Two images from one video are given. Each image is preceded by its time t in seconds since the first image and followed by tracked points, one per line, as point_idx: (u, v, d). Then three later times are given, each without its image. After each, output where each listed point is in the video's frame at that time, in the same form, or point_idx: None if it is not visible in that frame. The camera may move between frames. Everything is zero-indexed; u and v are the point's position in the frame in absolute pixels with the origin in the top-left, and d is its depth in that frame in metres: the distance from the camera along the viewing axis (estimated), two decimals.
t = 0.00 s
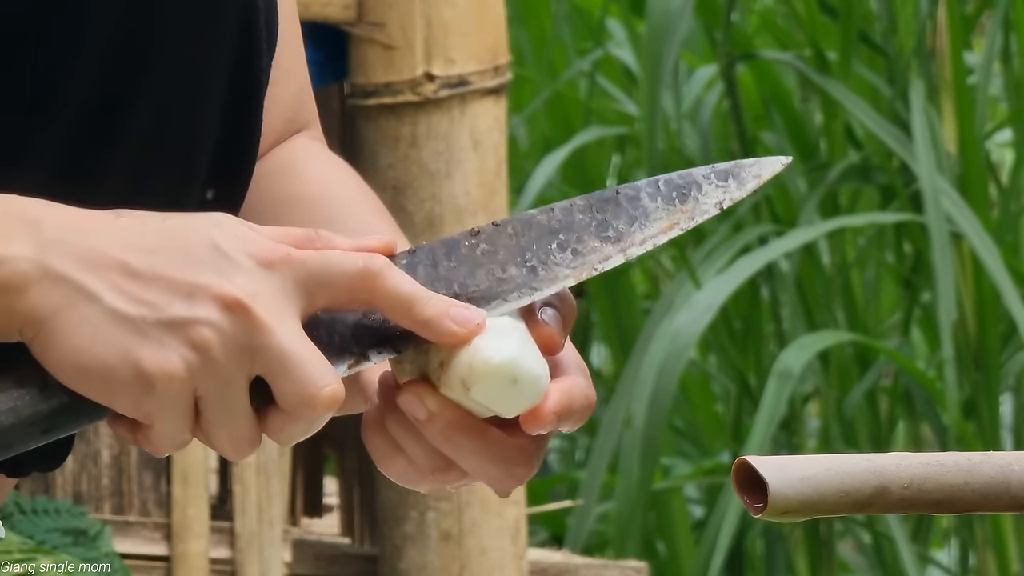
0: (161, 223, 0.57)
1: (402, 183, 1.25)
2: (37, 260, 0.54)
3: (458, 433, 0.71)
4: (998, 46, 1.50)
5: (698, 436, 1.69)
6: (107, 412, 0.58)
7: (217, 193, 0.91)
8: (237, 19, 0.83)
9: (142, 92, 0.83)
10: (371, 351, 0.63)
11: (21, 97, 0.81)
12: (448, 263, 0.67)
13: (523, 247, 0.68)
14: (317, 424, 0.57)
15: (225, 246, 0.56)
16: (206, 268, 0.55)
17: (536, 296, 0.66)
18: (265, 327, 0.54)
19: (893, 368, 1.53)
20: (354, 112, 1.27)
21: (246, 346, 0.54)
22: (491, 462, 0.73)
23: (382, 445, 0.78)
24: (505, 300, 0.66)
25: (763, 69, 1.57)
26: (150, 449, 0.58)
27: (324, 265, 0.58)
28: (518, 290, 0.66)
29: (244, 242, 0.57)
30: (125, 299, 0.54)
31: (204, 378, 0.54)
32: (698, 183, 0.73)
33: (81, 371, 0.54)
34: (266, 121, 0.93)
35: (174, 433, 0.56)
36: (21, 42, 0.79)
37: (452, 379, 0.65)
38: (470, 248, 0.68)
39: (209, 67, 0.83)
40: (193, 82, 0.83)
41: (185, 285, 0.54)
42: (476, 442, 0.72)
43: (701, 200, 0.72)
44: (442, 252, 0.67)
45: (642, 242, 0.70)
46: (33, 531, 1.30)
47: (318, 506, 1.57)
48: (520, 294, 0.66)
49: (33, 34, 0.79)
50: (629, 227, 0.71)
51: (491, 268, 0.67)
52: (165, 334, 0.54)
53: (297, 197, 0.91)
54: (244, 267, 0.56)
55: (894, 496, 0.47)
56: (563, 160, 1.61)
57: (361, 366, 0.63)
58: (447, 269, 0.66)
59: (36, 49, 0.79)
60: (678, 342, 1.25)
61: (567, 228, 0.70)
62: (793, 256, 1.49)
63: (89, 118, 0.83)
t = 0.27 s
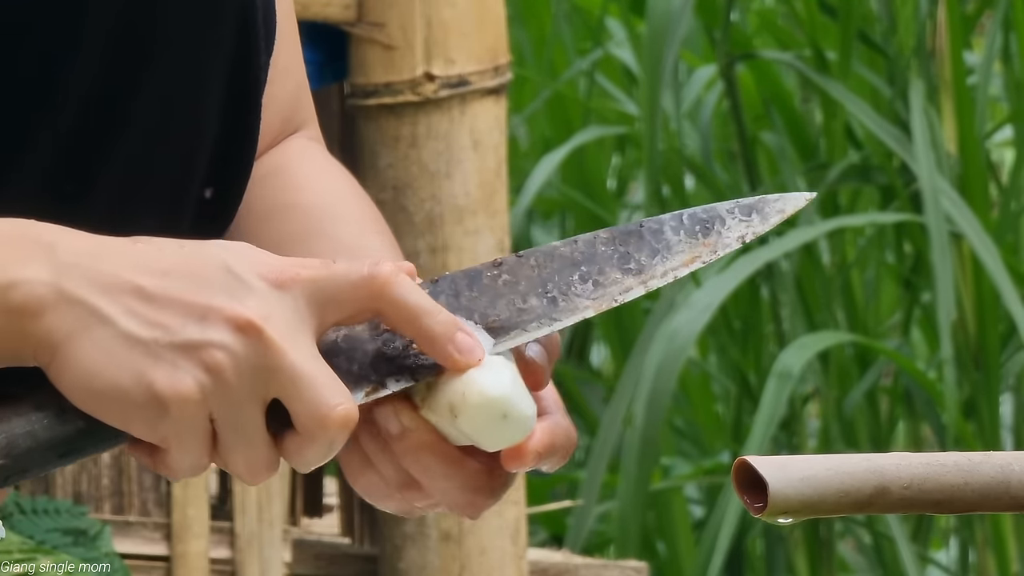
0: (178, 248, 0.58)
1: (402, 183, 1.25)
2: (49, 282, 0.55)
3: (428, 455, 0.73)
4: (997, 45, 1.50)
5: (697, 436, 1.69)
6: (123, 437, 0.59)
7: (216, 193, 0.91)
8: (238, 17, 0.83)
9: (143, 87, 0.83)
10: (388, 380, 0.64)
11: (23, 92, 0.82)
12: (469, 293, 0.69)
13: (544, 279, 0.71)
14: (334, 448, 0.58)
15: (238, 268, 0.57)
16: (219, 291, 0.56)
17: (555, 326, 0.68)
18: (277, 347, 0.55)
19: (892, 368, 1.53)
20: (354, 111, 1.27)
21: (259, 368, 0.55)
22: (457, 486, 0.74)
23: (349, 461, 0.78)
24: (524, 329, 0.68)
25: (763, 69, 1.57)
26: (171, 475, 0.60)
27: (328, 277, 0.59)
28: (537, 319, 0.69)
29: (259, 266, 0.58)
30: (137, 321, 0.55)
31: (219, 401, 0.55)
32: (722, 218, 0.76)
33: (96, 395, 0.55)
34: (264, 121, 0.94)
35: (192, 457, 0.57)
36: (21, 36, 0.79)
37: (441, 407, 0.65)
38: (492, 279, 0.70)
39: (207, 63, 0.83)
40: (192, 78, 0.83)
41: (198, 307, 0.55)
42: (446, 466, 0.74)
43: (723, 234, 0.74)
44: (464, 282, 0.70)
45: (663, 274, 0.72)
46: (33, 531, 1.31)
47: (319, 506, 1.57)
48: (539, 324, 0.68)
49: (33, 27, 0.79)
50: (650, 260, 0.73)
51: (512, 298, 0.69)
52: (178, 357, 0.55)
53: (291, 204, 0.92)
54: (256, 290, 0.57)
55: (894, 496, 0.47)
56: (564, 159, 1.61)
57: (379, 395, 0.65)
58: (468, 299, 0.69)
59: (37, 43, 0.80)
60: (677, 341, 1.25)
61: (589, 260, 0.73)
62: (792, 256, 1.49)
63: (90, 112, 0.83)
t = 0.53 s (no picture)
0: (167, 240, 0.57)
1: (401, 183, 1.25)
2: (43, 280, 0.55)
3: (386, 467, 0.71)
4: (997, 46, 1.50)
5: (698, 436, 1.69)
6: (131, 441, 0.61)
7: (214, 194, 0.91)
8: (236, 16, 0.82)
9: (142, 84, 0.83)
10: (389, 391, 0.63)
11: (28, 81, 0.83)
12: (459, 269, 0.64)
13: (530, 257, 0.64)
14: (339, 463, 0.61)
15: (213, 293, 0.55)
16: (208, 271, 0.56)
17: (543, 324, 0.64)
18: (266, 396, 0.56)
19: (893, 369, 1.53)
20: (354, 112, 1.27)
21: (286, 335, 0.56)
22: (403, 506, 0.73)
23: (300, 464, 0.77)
24: (514, 329, 0.64)
25: (763, 69, 1.57)
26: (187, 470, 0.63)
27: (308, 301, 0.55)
28: (524, 316, 0.64)
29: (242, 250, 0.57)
30: (125, 374, 0.56)
31: (219, 402, 0.56)
32: (700, 181, 0.63)
33: (103, 413, 0.57)
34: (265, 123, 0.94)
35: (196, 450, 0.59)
36: (28, 26, 0.81)
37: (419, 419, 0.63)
38: (478, 250, 0.64)
39: (205, 62, 0.83)
40: (190, 77, 0.83)
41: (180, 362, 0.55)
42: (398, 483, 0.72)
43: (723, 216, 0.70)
44: (453, 253, 0.64)
45: (644, 257, 0.63)
46: (33, 531, 1.31)
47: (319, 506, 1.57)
48: (529, 321, 0.64)
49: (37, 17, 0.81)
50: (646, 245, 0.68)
51: (497, 282, 0.64)
52: (177, 397, 0.56)
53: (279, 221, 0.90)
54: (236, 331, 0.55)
55: (894, 496, 0.47)
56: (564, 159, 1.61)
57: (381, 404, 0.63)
58: (457, 277, 0.64)
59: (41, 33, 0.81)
60: (677, 341, 1.25)
61: (572, 231, 0.64)
62: (793, 255, 1.49)
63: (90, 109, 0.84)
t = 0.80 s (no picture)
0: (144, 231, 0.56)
1: (401, 183, 1.25)
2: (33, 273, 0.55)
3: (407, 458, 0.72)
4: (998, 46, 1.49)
5: (699, 436, 1.69)
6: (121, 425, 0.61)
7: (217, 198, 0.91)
8: (240, 17, 0.84)
9: (145, 84, 0.84)
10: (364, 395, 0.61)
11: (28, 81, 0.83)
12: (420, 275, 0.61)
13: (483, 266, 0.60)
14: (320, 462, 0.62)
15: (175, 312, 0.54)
16: (168, 255, 0.55)
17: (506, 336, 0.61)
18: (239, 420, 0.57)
19: (893, 369, 1.53)
20: (354, 112, 1.27)
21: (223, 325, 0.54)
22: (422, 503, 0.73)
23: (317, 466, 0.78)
24: (475, 339, 0.61)
25: (764, 69, 1.57)
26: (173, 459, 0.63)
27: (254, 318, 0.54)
28: (488, 325, 0.61)
29: (198, 239, 0.56)
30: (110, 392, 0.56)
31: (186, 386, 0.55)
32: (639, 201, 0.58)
33: (88, 425, 0.58)
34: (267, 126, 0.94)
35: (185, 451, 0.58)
36: (29, 27, 0.81)
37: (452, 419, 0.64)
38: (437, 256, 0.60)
39: (209, 61, 0.85)
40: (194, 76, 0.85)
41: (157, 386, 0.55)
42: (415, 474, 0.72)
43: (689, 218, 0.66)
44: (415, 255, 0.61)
45: (594, 276, 0.59)
46: (33, 531, 1.31)
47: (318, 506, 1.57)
48: (489, 331, 0.61)
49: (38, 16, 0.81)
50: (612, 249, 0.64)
51: (454, 290, 0.61)
52: (162, 413, 0.56)
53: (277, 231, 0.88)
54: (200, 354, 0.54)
55: (894, 496, 0.47)
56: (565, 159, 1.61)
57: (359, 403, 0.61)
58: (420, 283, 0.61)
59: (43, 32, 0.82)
60: (678, 341, 1.25)
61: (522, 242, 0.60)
62: (793, 255, 1.49)
63: (92, 110, 0.84)
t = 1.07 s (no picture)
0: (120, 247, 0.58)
1: (402, 183, 1.25)
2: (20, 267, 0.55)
3: (461, 473, 0.70)
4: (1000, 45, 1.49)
5: (700, 435, 1.68)
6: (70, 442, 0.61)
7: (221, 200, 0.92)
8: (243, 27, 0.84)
9: (145, 98, 0.83)
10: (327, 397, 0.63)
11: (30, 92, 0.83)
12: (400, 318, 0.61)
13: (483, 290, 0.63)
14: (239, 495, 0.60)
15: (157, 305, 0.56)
16: (161, 286, 0.56)
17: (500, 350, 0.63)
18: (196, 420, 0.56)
19: (894, 368, 1.53)
20: (354, 112, 1.27)
21: (210, 352, 0.55)
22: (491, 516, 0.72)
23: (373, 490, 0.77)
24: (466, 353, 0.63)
25: (765, 68, 1.57)
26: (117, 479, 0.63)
27: (236, 357, 0.55)
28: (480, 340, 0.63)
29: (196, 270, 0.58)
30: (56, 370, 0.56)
31: (164, 419, 0.56)
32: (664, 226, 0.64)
33: (51, 442, 0.58)
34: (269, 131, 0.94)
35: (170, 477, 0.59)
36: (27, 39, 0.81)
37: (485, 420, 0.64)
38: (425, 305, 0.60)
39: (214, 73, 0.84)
40: (199, 94, 0.84)
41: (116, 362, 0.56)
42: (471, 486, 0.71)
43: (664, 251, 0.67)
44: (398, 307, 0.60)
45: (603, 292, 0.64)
46: (33, 531, 1.31)
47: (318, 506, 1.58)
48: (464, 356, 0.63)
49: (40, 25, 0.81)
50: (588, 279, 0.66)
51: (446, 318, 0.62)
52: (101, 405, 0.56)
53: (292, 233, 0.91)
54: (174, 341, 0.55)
55: (894, 496, 0.47)
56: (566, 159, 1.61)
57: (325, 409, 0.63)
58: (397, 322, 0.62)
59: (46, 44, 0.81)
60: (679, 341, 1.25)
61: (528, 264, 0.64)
62: (794, 254, 1.49)
63: (93, 120, 0.84)
